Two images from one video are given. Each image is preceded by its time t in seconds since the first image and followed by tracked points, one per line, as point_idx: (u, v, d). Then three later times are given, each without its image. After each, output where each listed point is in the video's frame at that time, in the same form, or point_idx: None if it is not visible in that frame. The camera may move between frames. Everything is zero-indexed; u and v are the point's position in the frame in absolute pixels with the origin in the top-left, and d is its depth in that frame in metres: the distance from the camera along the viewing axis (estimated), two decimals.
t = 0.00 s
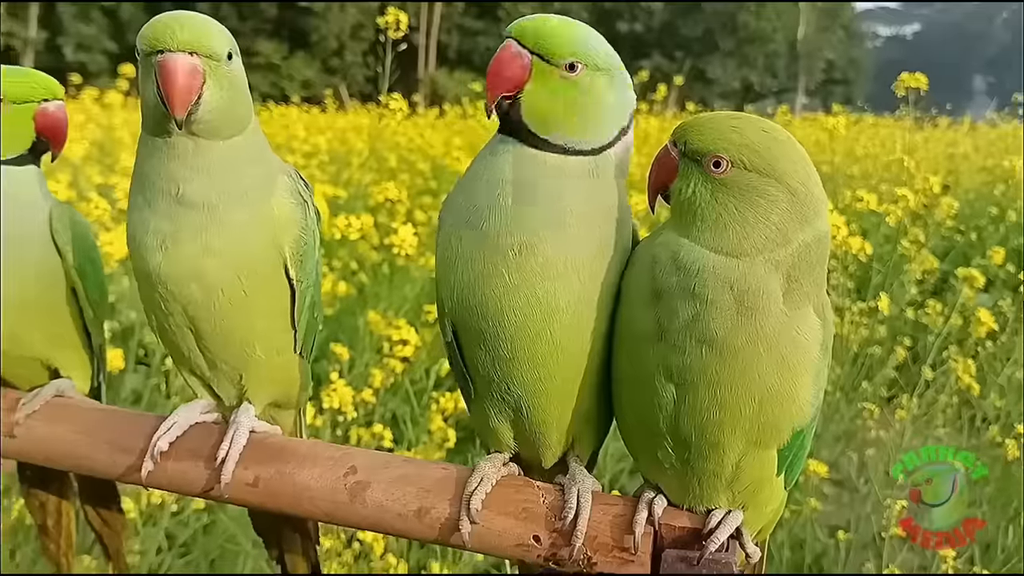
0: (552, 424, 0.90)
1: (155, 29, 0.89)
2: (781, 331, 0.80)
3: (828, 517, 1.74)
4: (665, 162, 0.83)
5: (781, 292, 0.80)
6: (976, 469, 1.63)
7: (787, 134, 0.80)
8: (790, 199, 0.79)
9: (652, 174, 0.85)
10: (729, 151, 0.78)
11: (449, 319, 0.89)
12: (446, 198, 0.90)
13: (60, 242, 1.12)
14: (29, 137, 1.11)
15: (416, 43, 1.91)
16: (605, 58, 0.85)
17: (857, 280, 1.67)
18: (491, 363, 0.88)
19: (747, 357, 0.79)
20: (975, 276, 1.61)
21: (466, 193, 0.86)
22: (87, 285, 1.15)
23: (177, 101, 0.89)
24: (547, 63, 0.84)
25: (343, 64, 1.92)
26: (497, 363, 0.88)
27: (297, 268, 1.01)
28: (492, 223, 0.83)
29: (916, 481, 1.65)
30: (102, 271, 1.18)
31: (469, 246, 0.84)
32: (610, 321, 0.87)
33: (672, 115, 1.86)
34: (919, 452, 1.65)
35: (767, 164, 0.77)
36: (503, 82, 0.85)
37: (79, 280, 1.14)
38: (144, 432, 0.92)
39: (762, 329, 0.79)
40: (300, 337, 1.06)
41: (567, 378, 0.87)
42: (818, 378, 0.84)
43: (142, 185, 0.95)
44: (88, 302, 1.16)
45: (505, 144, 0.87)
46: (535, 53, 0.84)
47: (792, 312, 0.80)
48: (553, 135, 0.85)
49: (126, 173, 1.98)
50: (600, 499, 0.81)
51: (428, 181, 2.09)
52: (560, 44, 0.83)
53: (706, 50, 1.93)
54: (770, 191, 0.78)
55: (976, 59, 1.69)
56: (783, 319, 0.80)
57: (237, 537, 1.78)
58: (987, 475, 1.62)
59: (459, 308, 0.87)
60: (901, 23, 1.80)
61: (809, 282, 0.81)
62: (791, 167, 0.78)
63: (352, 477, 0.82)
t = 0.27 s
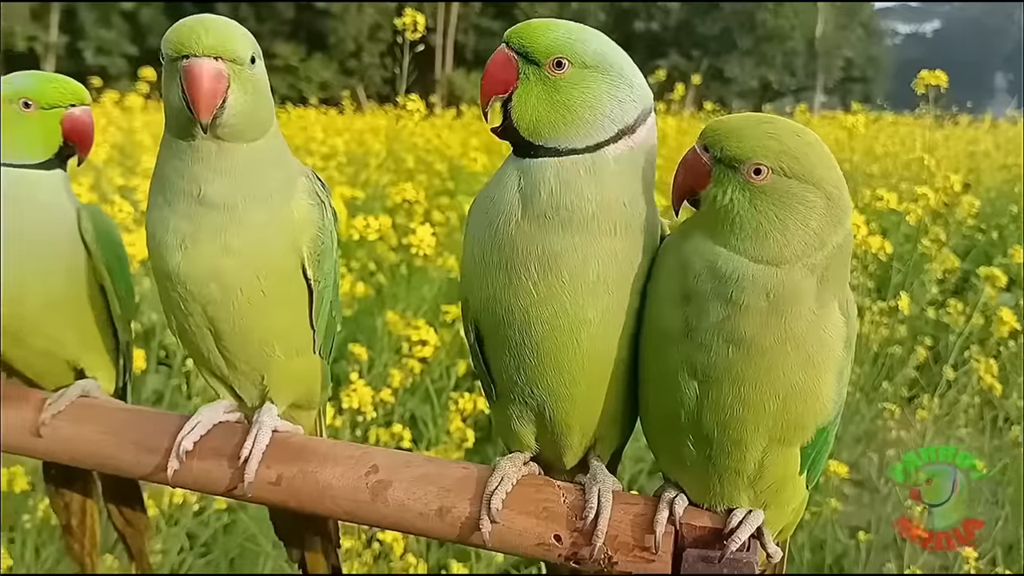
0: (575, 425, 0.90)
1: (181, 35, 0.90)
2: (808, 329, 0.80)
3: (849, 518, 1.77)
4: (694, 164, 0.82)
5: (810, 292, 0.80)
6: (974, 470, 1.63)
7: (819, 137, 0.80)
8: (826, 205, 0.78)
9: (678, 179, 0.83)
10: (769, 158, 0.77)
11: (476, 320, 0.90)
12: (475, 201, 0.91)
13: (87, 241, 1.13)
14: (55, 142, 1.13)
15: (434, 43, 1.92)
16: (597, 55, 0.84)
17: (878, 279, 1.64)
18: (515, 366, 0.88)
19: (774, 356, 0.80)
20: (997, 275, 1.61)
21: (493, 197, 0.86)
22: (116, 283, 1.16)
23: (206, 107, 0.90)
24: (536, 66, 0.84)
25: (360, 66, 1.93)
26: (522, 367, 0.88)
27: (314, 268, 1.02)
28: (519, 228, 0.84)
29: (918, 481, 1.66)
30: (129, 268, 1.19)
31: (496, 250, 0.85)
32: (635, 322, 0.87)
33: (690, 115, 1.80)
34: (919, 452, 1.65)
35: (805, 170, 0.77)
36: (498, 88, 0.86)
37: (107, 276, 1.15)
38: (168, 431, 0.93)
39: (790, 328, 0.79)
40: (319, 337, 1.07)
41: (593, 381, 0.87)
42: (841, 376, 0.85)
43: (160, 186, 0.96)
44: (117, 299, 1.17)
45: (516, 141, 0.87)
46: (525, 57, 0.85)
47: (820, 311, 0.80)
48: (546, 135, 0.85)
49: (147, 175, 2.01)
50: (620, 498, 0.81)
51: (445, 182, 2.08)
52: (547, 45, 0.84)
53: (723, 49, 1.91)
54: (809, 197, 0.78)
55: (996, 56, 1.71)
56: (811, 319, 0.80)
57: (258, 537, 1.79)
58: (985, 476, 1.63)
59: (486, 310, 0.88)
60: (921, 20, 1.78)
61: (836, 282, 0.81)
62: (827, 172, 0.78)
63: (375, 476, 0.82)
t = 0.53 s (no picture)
0: (587, 431, 0.90)
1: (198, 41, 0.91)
2: (820, 341, 0.80)
3: (858, 522, 1.75)
4: (709, 170, 0.83)
5: (820, 303, 0.80)
6: (976, 469, 1.65)
7: (833, 147, 0.79)
8: (835, 213, 0.78)
9: (693, 181, 0.84)
10: (777, 162, 0.77)
11: (489, 326, 0.90)
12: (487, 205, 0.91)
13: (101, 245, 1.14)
14: (69, 149, 1.12)
15: (443, 45, 1.93)
16: (611, 61, 0.84)
17: (888, 282, 1.61)
18: (527, 371, 0.89)
19: (785, 367, 0.80)
20: (1008, 279, 1.63)
21: (506, 203, 0.87)
22: (130, 287, 1.16)
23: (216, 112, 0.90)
24: (550, 71, 0.85)
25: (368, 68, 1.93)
26: (534, 372, 0.88)
27: (327, 274, 1.02)
28: (531, 233, 0.84)
29: (917, 481, 1.67)
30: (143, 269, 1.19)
31: (508, 255, 0.85)
32: (647, 328, 0.88)
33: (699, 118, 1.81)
34: (919, 452, 1.65)
35: (814, 177, 0.77)
36: (512, 95, 0.87)
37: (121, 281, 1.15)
38: (183, 434, 0.94)
39: (801, 340, 0.79)
40: (332, 341, 1.08)
41: (604, 388, 0.88)
42: (853, 386, 0.84)
43: (175, 191, 0.97)
44: (132, 303, 1.17)
45: (529, 146, 0.88)
46: (539, 64, 0.85)
47: (830, 323, 0.80)
48: (560, 141, 0.86)
49: (158, 177, 2.02)
50: (634, 503, 0.81)
51: (455, 184, 2.09)
52: (561, 52, 0.84)
53: (732, 50, 2.02)
54: (816, 204, 0.78)
55: (1006, 57, 1.71)
56: (821, 330, 0.80)
57: (267, 538, 1.80)
58: (987, 475, 1.65)
59: (498, 315, 0.88)
60: (932, 22, 1.83)
61: (848, 293, 0.80)
62: (836, 180, 0.77)
63: (388, 480, 0.83)
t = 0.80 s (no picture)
0: (590, 431, 0.91)
1: (226, 40, 0.93)
2: (819, 343, 0.80)
3: (861, 524, 1.76)
4: (716, 167, 0.85)
5: (819, 303, 0.80)
6: (976, 469, 1.65)
7: (831, 147, 0.80)
8: (826, 211, 0.79)
9: (701, 177, 0.86)
10: (768, 157, 0.79)
11: (494, 325, 0.91)
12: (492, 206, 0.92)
13: (108, 245, 1.15)
14: (77, 151, 1.13)
15: (447, 47, 2.06)
16: (615, 62, 0.85)
17: (892, 284, 1.66)
18: (531, 370, 0.90)
19: (785, 368, 0.80)
20: (1012, 281, 1.66)
21: (510, 203, 0.88)
22: (137, 287, 1.17)
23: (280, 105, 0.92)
24: (556, 74, 0.85)
25: (374, 69, 2.03)
26: (537, 371, 0.89)
27: (334, 271, 1.04)
28: (536, 233, 0.85)
29: (917, 482, 1.67)
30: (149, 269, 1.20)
31: (513, 253, 0.86)
32: (650, 329, 0.88)
33: (702, 120, 1.88)
34: (919, 452, 1.66)
35: (806, 174, 0.78)
36: (521, 99, 0.87)
37: (128, 280, 1.16)
38: (191, 432, 0.95)
39: (799, 341, 0.80)
40: (337, 339, 1.08)
41: (607, 387, 0.88)
42: (855, 389, 0.85)
43: (184, 191, 0.98)
44: (138, 304, 1.19)
45: (537, 146, 0.89)
46: (545, 67, 0.86)
47: (829, 326, 0.81)
48: (567, 143, 0.86)
49: (164, 179, 2.03)
50: (638, 502, 0.82)
51: (458, 186, 2.10)
52: (566, 55, 0.85)
53: (736, 52, 2.11)
54: (807, 201, 0.79)
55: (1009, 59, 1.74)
56: (820, 332, 0.80)
57: (272, 538, 1.81)
58: (986, 475, 1.65)
59: (502, 314, 0.89)
60: (936, 25, 1.86)
61: (846, 296, 0.81)
62: (830, 179, 0.78)
63: (394, 479, 0.84)
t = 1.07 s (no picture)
0: (597, 429, 0.92)
1: (240, 38, 0.95)
2: (825, 342, 0.81)
3: (865, 526, 1.74)
4: (724, 167, 0.86)
5: (824, 302, 0.81)
6: (976, 469, 1.67)
7: (835, 146, 0.80)
8: (828, 208, 0.79)
9: (711, 177, 0.87)
10: (772, 155, 0.80)
11: (503, 323, 0.92)
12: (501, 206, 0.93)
13: (122, 244, 1.16)
14: (92, 152, 1.14)
15: (453, 49, 2.19)
16: (625, 64, 0.86)
17: (897, 288, 1.71)
18: (540, 369, 0.90)
19: (791, 366, 0.81)
20: (1016, 283, 1.64)
21: (520, 202, 0.88)
22: (150, 286, 1.19)
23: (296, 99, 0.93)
24: (566, 78, 0.86)
25: (379, 71, 2.18)
26: (546, 370, 0.90)
27: (345, 268, 1.05)
28: (545, 233, 0.86)
29: (917, 481, 1.69)
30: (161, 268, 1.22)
31: (522, 251, 0.87)
32: (657, 328, 0.89)
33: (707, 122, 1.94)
34: (919, 452, 1.69)
35: (809, 172, 0.79)
36: (532, 102, 0.88)
37: (142, 279, 1.17)
38: (202, 428, 0.96)
39: (805, 339, 0.80)
40: (348, 335, 1.10)
41: (615, 385, 0.89)
42: (861, 387, 0.86)
43: (196, 189, 0.99)
44: (151, 303, 1.20)
45: (549, 146, 0.89)
46: (555, 70, 0.87)
47: (835, 324, 0.81)
48: (577, 144, 0.87)
49: (171, 180, 2.05)
50: (645, 499, 0.83)
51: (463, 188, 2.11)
52: (576, 58, 0.86)
53: (744, 54, 2.22)
54: (808, 197, 0.79)
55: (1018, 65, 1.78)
56: (826, 331, 0.81)
57: (277, 536, 1.82)
58: (987, 475, 1.67)
59: (511, 312, 0.90)
60: (943, 27, 1.95)
61: (850, 294, 0.81)
62: (833, 177, 0.79)
63: (403, 475, 0.85)
